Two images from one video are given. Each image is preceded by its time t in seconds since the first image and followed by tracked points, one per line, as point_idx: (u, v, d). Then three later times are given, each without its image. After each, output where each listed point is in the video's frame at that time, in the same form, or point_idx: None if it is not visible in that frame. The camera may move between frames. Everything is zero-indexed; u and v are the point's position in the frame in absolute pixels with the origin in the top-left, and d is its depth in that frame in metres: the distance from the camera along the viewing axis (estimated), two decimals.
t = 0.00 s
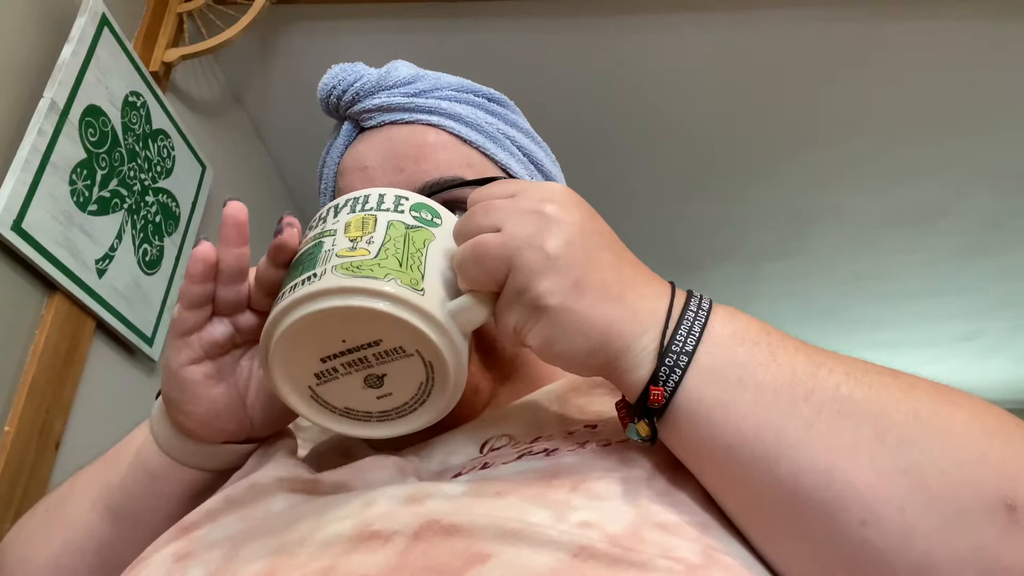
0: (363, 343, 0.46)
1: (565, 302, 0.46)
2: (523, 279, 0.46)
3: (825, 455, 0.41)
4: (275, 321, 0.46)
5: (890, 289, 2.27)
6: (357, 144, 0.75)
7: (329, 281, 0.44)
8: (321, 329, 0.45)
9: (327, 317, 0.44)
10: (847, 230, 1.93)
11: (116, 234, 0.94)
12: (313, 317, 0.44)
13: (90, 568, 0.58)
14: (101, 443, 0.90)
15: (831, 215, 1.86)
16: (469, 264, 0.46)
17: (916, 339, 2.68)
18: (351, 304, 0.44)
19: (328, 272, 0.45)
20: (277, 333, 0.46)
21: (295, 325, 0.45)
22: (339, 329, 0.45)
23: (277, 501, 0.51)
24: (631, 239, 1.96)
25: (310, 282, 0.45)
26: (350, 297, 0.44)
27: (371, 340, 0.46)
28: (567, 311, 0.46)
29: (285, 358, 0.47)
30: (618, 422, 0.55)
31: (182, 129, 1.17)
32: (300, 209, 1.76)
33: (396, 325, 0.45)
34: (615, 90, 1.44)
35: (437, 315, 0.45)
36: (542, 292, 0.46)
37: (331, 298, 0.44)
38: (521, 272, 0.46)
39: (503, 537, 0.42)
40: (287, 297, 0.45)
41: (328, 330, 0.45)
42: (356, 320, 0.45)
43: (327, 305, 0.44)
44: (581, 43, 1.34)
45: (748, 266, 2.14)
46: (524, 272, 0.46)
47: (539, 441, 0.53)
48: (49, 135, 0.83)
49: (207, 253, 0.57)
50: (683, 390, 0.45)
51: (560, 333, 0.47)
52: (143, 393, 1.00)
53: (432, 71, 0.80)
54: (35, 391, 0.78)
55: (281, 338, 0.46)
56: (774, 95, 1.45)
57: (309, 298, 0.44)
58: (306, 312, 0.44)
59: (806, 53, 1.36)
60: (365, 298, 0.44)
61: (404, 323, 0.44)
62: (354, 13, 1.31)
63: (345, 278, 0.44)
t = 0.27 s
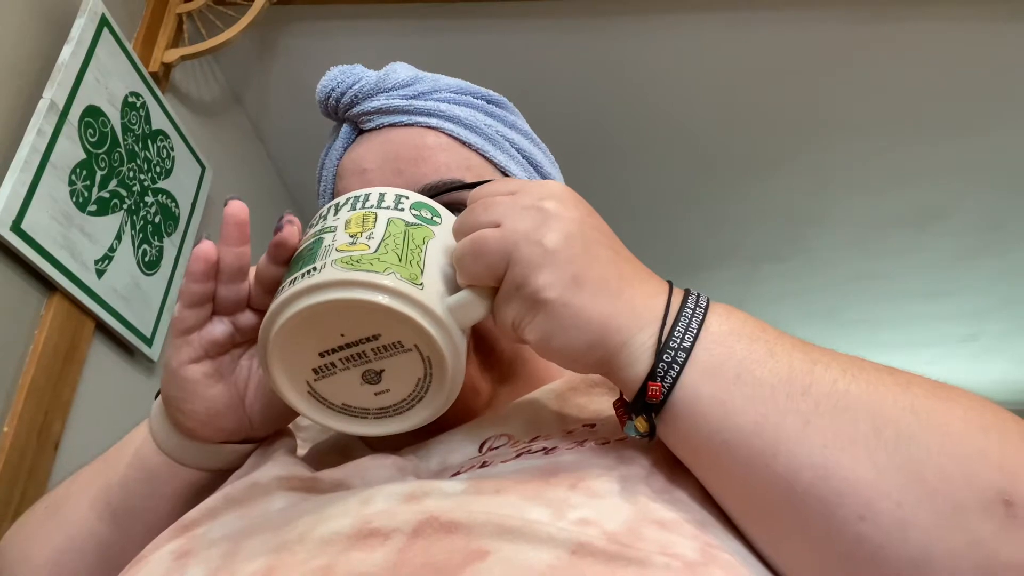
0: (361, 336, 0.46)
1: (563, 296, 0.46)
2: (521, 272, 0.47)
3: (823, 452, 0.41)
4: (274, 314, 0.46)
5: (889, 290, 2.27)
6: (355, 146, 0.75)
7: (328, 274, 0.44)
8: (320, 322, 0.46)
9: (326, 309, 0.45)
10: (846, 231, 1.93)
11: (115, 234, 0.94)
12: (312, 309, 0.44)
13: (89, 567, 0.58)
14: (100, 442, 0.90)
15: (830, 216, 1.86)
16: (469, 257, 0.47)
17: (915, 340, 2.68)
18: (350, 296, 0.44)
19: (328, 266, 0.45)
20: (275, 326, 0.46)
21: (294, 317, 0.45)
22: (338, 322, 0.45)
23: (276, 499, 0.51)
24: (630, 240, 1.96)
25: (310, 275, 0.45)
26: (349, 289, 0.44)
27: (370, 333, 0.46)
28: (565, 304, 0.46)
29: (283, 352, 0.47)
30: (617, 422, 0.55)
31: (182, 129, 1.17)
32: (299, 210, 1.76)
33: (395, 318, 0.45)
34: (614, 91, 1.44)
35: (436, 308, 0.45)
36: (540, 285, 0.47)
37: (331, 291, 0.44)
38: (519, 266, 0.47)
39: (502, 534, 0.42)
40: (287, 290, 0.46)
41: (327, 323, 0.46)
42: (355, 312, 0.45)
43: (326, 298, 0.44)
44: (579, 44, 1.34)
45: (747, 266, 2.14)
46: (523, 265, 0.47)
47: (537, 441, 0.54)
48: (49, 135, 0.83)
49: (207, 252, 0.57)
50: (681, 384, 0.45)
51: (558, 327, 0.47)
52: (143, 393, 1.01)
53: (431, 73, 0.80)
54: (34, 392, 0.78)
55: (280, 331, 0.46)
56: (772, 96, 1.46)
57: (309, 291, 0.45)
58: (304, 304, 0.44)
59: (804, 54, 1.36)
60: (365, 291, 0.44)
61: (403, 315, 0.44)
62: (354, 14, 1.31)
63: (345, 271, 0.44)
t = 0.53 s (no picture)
0: (359, 328, 0.46)
1: (562, 289, 0.47)
2: (520, 265, 0.47)
3: (822, 449, 0.41)
4: (273, 304, 0.46)
5: (888, 291, 2.28)
6: (354, 148, 0.75)
7: (327, 265, 0.45)
8: (318, 313, 0.46)
9: (324, 299, 0.45)
10: (844, 232, 1.93)
11: (115, 235, 0.94)
12: (311, 299, 0.45)
13: (87, 566, 0.58)
14: (99, 442, 0.90)
15: (829, 217, 1.86)
16: (468, 251, 0.47)
17: (913, 341, 2.69)
18: (348, 286, 0.44)
19: (328, 257, 0.45)
20: (274, 316, 0.46)
21: (293, 307, 0.45)
22: (336, 314, 0.46)
23: (275, 497, 0.51)
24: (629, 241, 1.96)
25: (309, 266, 0.45)
26: (348, 279, 0.44)
27: (368, 325, 0.46)
28: (563, 297, 0.47)
29: (282, 343, 0.47)
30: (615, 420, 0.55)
31: (181, 130, 1.18)
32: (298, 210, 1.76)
33: (393, 309, 0.45)
34: (613, 92, 1.44)
35: (434, 300, 0.46)
36: (538, 278, 0.47)
37: (330, 281, 0.44)
38: (518, 259, 0.47)
39: (500, 532, 0.42)
40: (286, 280, 0.46)
41: (326, 314, 0.46)
42: (353, 302, 0.45)
43: (325, 288, 0.44)
44: (579, 45, 1.34)
45: (746, 267, 2.14)
46: (522, 258, 0.47)
47: (536, 438, 0.54)
48: (48, 136, 0.83)
49: (209, 249, 0.57)
50: (678, 379, 0.45)
51: (556, 319, 0.47)
52: (142, 393, 1.00)
53: (430, 75, 0.80)
54: (34, 392, 0.78)
55: (279, 322, 0.46)
56: (771, 97, 1.46)
57: (307, 281, 0.45)
58: (303, 294, 0.45)
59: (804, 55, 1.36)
60: (363, 282, 0.44)
61: (401, 307, 0.45)
62: (354, 14, 1.32)
63: (344, 262, 0.44)
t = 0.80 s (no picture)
0: (360, 320, 0.46)
1: (562, 282, 0.47)
2: (521, 258, 0.47)
3: (821, 446, 0.41)
4: (275, 296, 0.46)
5: (887, 292, 2.28)
6: (355, 150, 0.75)
7: (330, 257, 0.45)
8: (320, 305, 0.46)
9: (326, 291, 0.45)
10: (844, 233, 1.93)
11: (114, 235, 0.94)
12: (312, 290, 0.45)
13: (86, 566, 0.58)
14: (98, 442, 0.90)
15: (829, 218, 1.86)
16: (469, 244, 0.47)
17: (912, 342, 2.69)
18: (350, 277, 0.44)
19: (330, 249, 0.45)
20: (276, 308, 0.46)
21: (295, 299, 0.45)
22: (338, 306, 0.46)
23: (275, 496, 0.51)
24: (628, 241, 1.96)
25: (312, 258, 0.46)
26: (350, 271, 0.44)
27: (369, 318, 0.46)
28: (563, 290, 0.47)
29: (283, 336, 0.47)
30: (615, 419, 0.55)
31: (181, 130, 1.18)
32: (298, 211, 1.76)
33: (394, 301, 0.45)
34: (612, 93, 1.44)
35: (435, 294, 0.46)
36: (539, 272, 0.47)
37: (332, 273, 0.44)
38: (519, 253, 0.47)
39: (500, 530, 0.42)
40: (289, 273, 0.46)
41: (328, 305, 0.46)
42: (355, 294, 0.45)
43: (326, 279, 0.44)
44: (579, 46, 1.34)
45: (745, 268, 2.14)
46: (523, 252, 0.47)
47: (536, 438, 0.54)
48: (48, 136, 0.83)
49: (214, 246, 0.58)
50: (678, 376, 0.45)
51: (556, 313, 0.47)
52: (141, 393, 1.00)
53: (430, 76, 0.80)
54: (33, 392, 0.78)
55: (281, 313, 0.46)
56: (771, 98, 1.46)
57: (309, 273, 0.45)
58: (305, 285, 0.45)
59: (803, 56, 1.36)
60: (365, 273, 0.44)
61: (402, 299, 0.45)
62: (354, 15, 1.32)
63: (346, 254, 0.45)
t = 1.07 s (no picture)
0: (361, 315, 0.46)
1: (563, 277, 0.47)
2: (521, 254, 0.47)
3: (822, 446, 0.41)
4: (275, 290, 0.46)
5: (886, 292, 2.28)
6: (354, 152, 0.75)
7: (331, 251, 0.45)
8: (321, 299, 0.46)
9: (326, 285, 0.45)
10: (843, 233, 1.93)
11: (113, 236, 0.94)
12: (313, 284, 0.45)
13: (86, 567, 0.57)
14: (98, 443, 0.90)
15: (828, 218, 1.86)
16: (470, 240, 0.48)
17: (911, 342, 2.69)
18: (351, 271, 0.44)
19: (332, 244, 0.45)
20: (276, 303, 0.46)
21: (295, 292, 0.45)
22: (339, 300, 0.46)
23: (274, 497, 0.51)
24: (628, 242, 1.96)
25: (314, 253, 0.46)
26: (351, 264, 0.44)
27: (369, 312, 0.46)
28: (564, 285, 0.47)
29: (283, 331, 0.47)
30: (615, 419, 0.55)
31: (181, 131, 1.18)
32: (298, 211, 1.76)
33: (395, 295, 0.45)
34: (612, 93, 1.44)
35: (436, 288, 0.46)
36: (540, 267, 0.47)
37: (333, 266, 0.45)
38: (520, 248, 0.47)
39: (499, 531, 0.42)
40: (290, 267, 0.46)
41: (329, 300, 0.46)
42: (355, 288, 0.45)
43: (328, 273, 0.44)
44: (578, 46, 1.34)
45: (745, 268, 2.14)
46: (524, 247, 0.47)
47: (536, 438, 0.54)
48: (47, 136, 0.83)
49: (216, 245, 0.58)
50: (678, 372, 0.45)
51: (556, 308, 0.47)
52: (141, 393, 1.00)
53: (429, 78, 0.80)
54: (32, 393, 0.78)
55: (281, 307, 0.46)
56: (770, 98, 1.46)
57: (310, 267, 0.45)
58: (306, 279, 0.45)
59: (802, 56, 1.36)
60: (366, 267, 0.44)
61: (403, 293, 0.45)
62: (353, 15, 1.32)
63: (348, 248, 0.45)
